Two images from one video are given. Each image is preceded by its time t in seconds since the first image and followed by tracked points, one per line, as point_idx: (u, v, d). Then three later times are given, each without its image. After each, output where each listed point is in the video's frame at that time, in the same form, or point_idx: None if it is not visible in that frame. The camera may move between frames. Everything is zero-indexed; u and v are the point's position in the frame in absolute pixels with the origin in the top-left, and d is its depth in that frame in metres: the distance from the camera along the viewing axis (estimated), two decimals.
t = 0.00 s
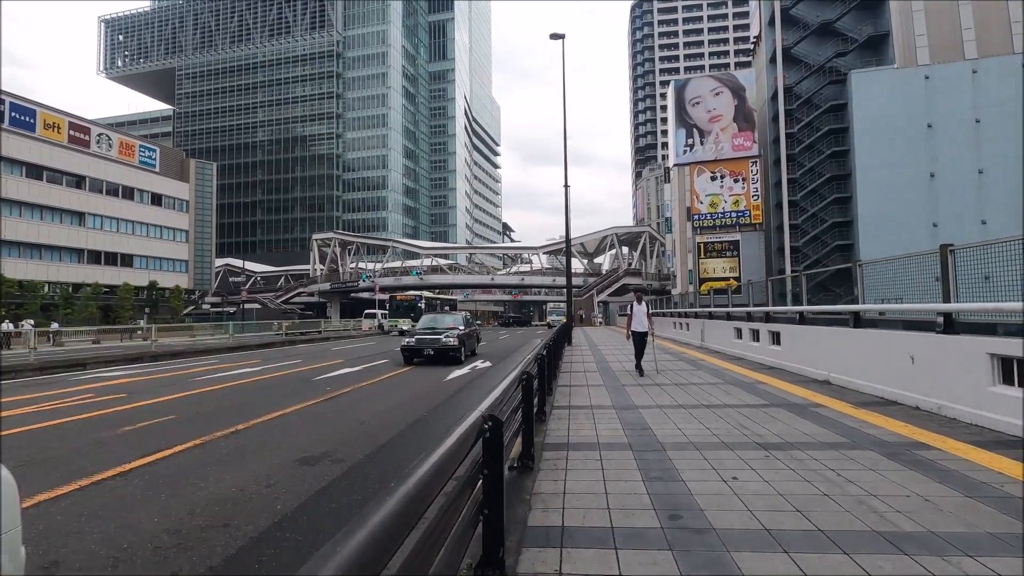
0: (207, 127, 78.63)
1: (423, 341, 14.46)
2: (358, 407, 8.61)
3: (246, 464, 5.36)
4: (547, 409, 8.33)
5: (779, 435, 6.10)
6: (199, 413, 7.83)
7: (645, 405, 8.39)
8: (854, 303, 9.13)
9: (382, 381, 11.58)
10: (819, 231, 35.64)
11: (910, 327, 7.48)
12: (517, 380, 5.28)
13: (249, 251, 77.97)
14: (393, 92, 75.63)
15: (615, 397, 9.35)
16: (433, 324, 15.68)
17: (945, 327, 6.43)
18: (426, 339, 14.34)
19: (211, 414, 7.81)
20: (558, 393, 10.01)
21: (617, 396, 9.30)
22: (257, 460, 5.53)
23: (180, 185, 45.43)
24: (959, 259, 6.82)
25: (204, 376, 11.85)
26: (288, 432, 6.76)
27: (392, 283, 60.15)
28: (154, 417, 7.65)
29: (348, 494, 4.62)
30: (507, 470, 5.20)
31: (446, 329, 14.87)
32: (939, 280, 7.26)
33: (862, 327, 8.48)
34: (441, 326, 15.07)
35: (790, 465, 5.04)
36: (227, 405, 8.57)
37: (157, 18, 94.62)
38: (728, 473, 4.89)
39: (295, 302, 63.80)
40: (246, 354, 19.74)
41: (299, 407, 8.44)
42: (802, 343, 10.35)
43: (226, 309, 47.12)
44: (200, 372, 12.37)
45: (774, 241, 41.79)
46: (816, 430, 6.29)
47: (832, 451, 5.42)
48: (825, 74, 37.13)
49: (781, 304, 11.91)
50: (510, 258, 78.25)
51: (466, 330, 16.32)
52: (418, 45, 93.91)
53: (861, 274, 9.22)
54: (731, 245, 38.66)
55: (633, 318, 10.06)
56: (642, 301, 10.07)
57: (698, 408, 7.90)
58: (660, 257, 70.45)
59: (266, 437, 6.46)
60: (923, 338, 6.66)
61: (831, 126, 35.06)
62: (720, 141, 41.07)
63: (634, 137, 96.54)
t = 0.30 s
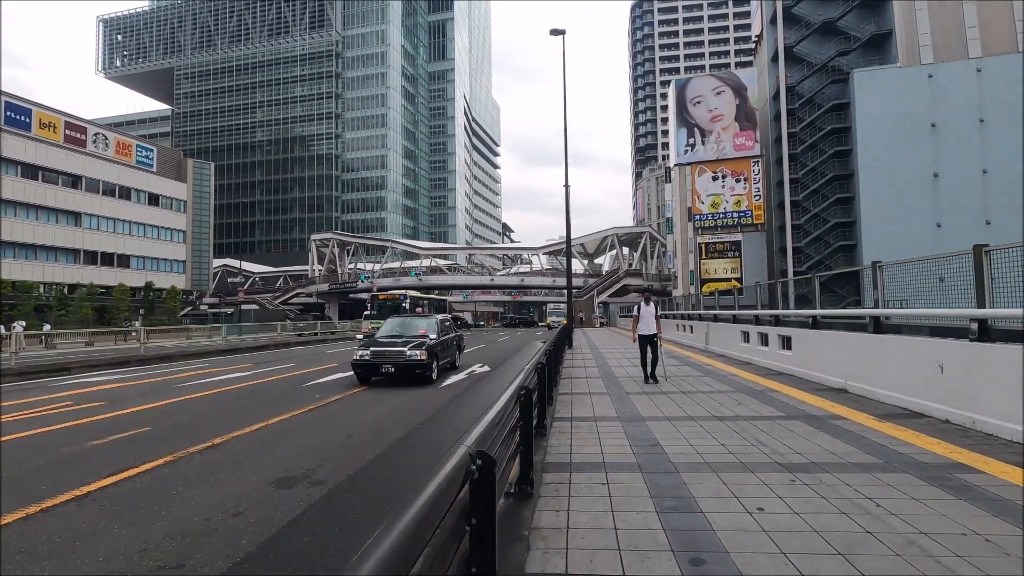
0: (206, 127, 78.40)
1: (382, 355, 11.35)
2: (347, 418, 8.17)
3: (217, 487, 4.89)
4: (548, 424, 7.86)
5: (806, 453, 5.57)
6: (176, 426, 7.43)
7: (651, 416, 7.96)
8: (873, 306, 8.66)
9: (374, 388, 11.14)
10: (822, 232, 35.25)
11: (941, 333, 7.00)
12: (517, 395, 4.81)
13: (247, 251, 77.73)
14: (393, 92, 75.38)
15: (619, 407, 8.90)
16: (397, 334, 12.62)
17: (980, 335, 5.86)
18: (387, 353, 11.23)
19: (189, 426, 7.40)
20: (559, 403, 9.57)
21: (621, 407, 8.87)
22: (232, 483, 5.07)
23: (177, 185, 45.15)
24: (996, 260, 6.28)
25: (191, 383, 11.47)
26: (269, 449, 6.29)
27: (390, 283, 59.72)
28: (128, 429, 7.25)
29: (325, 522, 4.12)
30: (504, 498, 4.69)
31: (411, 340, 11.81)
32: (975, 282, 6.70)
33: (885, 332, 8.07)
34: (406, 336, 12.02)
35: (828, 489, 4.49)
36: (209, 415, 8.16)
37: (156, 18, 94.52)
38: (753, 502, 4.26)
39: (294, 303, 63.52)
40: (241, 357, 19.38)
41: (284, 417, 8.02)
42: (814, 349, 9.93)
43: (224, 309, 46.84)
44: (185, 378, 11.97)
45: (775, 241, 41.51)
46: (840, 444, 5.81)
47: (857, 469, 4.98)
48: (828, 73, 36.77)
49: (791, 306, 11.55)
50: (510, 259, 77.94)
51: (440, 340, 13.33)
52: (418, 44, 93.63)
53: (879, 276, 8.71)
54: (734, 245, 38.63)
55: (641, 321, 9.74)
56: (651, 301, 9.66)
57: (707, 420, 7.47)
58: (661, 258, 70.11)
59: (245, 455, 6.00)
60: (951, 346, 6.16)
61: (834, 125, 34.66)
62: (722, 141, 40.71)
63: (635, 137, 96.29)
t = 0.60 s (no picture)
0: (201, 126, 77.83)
1: (294, 378, 7.59)
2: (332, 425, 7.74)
3: (180, 505, 4.49)
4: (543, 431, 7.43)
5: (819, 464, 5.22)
6: (146, 433, 7.01)
7: (653, 423, 7.56)
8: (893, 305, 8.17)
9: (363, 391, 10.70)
10: (821, 231, 35.02)
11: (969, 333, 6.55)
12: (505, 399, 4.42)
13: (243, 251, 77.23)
14: (389, 92, 74.83)
15: (620, 413, 8.51)
16: (328, 344, 8.90)
17: (1014, 334, 5.47)
18: (299, 375, 7.52)
19: (159, 433, 6.99)
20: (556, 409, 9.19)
21: (621, 412, 8.47)
22: (202, 500, 4.69)
23: (171, 184, 44.59)
24: None
25: (169, 386, 11.01)
26: (246, 460, 5.90)
27: (386, 284, 59.26)
28: (93, 436, 6.81)
29: (291, 551, 3.71)
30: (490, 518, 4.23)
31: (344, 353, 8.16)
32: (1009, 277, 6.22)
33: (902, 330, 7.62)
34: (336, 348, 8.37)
35: (857, 510, 4.13)
36: (183, 421, 7.72)
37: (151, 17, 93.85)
38: (776, 527, 3.86)
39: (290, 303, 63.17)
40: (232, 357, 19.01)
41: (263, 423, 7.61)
42: (822, 350, 9.55)
43: (218, 310, 46.41)
44: (164, 380, 11.51)
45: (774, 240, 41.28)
46: (855, 453, 5.47)
47: (874, 483, 4.65)
48: (827, 71, 36.50)
49: (797, 305, 11.20)
50: (507, 259, 77.65)
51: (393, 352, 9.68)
52: (415, 44, 93.33)
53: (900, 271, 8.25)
54: (733, 244, 38.32)
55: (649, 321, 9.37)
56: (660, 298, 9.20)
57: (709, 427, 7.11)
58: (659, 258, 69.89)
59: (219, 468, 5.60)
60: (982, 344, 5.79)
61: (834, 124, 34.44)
62: (720, 139, 40.42)
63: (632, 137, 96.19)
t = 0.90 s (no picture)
0: (196, 126, 77.20)
1: (76, 436, 4.33)
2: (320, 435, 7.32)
3: (155, 531, 4.13)
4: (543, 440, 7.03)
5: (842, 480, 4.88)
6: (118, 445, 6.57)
7: (660, 431, 7.19)
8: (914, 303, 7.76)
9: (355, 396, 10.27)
10: (820, 230, 34.93)
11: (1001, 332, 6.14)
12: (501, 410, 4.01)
13: (239, 251, 76.79)
14: (386, 91, 75.62)
15: (624, 420, 8.11)
16: (181, 371, 5.69)
17: None
18: (83, 430, 4.35)
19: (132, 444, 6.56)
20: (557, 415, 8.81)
21: (626, 419, 8.08)
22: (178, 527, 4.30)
23: (165, 183, 44.03)
24: None
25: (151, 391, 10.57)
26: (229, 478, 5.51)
27: (383, 284, 58.80)
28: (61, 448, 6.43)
29: None
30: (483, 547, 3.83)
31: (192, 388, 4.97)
32: None
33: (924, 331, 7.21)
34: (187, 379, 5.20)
35: (902, 535, 3.76)
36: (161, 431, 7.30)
37: (145, 16, 93.17)
38: (815, 561, 3.49)
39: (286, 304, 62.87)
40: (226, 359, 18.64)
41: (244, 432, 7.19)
42: (833, 353, 9.16)
43: (213, 310, 46.01)
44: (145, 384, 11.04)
45: (774, 240, 41.09)
46: (879, 466, 5.14)
47: (902, 503, 4.32)
48: (827, 69, 36.25)
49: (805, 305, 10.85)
50: (505, 259, 77.36)
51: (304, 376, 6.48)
52: (412, 43, 93.07)
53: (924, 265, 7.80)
54: (732, 244, 38.02)
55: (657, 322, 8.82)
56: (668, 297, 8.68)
57: (719, 436, 6.73)
58: (657, 258, 69.68)
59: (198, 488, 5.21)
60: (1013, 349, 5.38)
61: (833, 123, 34.32)
62: (720, 138, 40.19)
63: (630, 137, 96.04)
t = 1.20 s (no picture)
0: (193, 125, 76.74)
1: None
2: (296, 451, 6.75)
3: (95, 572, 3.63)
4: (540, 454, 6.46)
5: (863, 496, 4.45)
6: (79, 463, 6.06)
7: (671, 443, 6.69)
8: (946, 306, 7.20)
9: (342, 401, 9.71)
10: (823, 230, 34.67)
11: None
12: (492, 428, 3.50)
13: (236, 251, 76.34)
14: (384, 90, 75.67)
15: (631, 430, 7.66)
16: None
17: None
18: None
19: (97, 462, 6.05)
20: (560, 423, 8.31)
21: (632, 430, 7.59)
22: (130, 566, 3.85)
23: (161, 182, 43.65)
24: None
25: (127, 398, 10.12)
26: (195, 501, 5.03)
27: (381, 283, 58.35)
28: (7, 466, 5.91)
29: None
30: None
31: None
32: None
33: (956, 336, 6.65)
34: None
35: None
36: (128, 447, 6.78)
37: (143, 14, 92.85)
38: None
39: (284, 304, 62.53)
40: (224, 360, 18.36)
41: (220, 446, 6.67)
42: (852, 358, 8.62)
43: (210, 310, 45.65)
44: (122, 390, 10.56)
45: (775, 239, 40.82)
46: (903, 480, 4.69)
47: (946, 533, 3.79)
48: (829, 67, 35.96)
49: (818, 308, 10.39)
50: (504, 259, 76.99)
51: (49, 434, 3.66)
52: (411, 41, 92.74)
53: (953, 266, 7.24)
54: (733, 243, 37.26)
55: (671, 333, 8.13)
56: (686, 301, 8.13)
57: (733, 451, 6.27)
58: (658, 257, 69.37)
59: (160, 521, 4.71)
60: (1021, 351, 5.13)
61: (835, 121, 34.06)
62: (721, 136, 40.07)
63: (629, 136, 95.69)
